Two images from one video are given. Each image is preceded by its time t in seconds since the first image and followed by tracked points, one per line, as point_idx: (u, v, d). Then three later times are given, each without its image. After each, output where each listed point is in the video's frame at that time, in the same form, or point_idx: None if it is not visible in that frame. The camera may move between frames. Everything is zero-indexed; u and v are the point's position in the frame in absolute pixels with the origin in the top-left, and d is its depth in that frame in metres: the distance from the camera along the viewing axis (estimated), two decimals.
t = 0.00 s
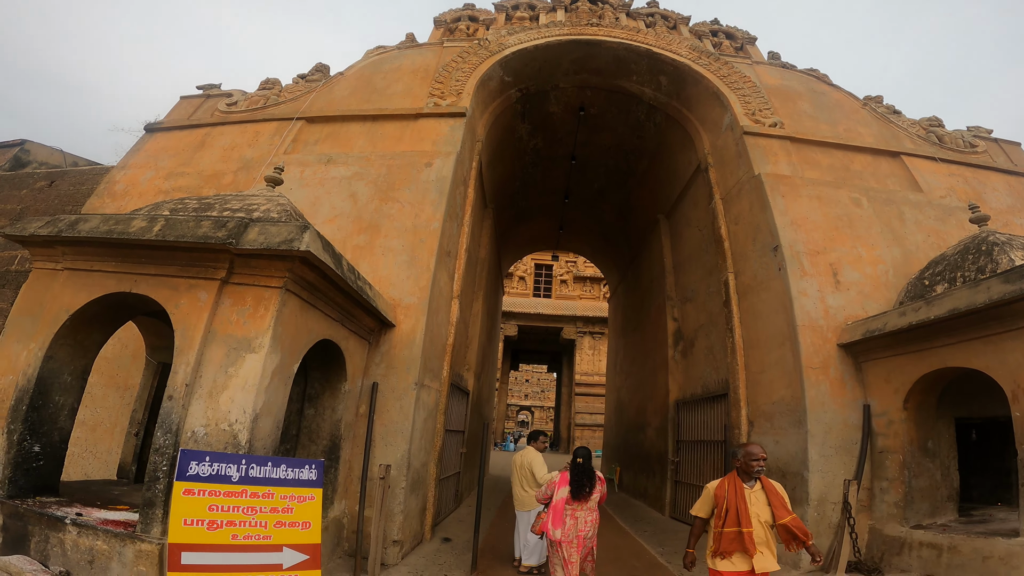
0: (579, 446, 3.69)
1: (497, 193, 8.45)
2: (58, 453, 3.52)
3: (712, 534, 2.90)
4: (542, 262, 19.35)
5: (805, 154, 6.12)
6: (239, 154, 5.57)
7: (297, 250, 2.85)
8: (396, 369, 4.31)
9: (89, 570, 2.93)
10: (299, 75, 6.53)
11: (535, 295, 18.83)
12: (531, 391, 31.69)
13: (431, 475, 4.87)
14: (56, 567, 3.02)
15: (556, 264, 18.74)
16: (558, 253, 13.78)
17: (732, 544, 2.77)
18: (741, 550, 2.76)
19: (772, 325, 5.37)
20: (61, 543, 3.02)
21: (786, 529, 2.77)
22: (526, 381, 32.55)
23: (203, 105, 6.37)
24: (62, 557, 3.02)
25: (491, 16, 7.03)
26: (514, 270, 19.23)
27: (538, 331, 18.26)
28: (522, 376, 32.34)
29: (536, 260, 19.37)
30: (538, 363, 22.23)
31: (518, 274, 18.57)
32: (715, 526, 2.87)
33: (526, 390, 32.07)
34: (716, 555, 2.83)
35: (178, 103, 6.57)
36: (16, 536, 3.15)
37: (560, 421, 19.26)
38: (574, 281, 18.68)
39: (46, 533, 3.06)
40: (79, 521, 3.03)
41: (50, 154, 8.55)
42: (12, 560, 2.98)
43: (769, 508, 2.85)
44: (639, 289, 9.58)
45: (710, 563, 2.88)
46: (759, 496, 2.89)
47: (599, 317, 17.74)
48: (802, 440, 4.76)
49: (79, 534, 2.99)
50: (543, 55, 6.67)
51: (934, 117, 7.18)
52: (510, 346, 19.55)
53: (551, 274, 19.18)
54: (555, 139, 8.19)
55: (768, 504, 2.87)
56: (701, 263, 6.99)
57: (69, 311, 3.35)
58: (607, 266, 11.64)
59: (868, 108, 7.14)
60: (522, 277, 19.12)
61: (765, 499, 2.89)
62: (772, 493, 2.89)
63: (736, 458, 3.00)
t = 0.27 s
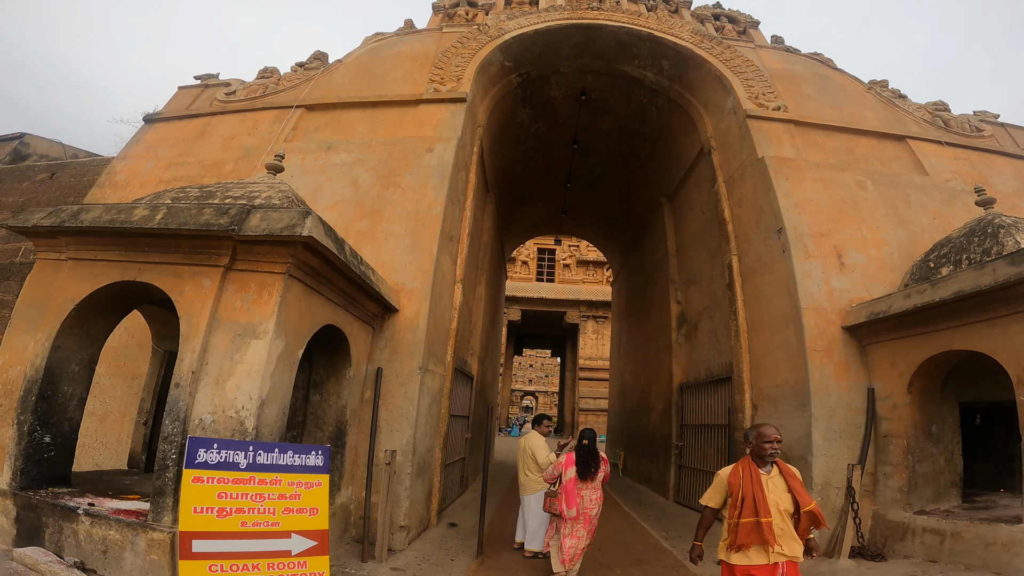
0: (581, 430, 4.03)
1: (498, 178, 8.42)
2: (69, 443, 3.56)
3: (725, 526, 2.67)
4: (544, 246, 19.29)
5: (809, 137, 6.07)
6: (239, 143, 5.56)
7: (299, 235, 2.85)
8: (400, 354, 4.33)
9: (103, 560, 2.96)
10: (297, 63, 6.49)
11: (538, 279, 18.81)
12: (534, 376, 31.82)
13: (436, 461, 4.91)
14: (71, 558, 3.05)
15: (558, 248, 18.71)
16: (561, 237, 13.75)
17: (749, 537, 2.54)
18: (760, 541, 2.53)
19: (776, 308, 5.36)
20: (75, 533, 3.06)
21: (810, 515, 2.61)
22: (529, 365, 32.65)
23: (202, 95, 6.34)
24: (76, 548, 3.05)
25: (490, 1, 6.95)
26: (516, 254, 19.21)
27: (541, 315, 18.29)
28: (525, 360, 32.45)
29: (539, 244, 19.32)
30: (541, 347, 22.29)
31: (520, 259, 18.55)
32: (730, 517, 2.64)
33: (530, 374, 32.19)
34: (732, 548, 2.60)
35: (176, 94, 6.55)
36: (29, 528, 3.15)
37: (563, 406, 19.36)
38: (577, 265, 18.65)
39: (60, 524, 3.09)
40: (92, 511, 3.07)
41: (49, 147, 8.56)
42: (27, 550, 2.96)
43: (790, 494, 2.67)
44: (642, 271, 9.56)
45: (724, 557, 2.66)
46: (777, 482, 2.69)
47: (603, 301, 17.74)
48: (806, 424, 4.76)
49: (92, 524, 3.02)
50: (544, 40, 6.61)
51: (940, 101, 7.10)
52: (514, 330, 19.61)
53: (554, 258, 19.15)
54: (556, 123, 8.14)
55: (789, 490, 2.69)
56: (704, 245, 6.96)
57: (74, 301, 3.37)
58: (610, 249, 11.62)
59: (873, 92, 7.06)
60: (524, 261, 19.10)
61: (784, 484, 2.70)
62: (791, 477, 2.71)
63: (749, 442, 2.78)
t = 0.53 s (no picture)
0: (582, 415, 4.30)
1: (498, 165, 8.38)
2: (77, 434, 3.59)
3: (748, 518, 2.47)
4: (546, 232, 19.21)
5: (812, 121, 6.02)
6: (238, 132, 5.54)
7: (300, 221, 2.84)
8: (403, 339, 4.33)
9: (114, 551, 2.99)
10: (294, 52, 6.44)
11: (540, 264, 18.77)
12: (538, 361, 31.90)
13: (440, 447, 4.93)
14: (82, 549, 3.07)
15: (560, 232, 18.64)
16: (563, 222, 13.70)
17: (777, 531, 2.34)
18: (788, 537, 2.34)
19: (779, 293, 5.34)
20: (86, 525, 3.08)
21: (837, 510, 2.44)
22: (533, 351, 32.68)
23: (199, 85, 6.31)
24: (87, 540, 3.07)
25: None
26: (517, 240, 19.16)
27: (543, 301, 18.29)
28: (529, 345, 32.48)
29: (540, 230, 19.25)
30: (544, 333, 22.32)
31: (522, 244, 18.51)
32: (754, 509, 2.43)
33: (533, 360, 32.25)
34: (754, 542, 2.41)
35: (173, 85, 6.52)
36: (41, 521, 3.18)
37: (567, 392, 19.43)
38: (579, 250, 18.60)
39: (71, 516, 3.11)
40: (102, 503, 3.09)
41: (47, 140, 8.55)
42: (40, 545, 2.98)
43: (820, 486, 2.49)
44: (644, 256, 9.54)
45: (742, 551, 2.49)
46: (807, 473, 2.50)
47: (605, 285, 17.71)
48: (810, 408, 4.75)
49: (102, 516, 3.05)
50: (543, 25, 6.54)
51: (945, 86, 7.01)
52: (517, 316, 19.62)
53: (556, 244, 19.10)
54: (557, 109, 8.08)
55: (818, 482, 2.51)
56: (707, 229, 6.93)
57: (76, 292, 3.37)
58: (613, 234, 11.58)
59: (877, 77, 6.98)
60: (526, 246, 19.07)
61: (814, 475, 2.52)
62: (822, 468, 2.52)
63: (779, 428, 2.57)
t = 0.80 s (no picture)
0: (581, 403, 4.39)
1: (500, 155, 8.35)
2: (84, 428, 3.61)
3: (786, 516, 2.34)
4: (548, 222, 19.16)
5: (815, 110, 5.98)
6: (238, 125, 5.53)
7: (302, 212, 2.85)
8: (406, 330, 4.34)
9: (123, 545, 3.01)
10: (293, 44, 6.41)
11: (542, 255, 18.75)
12: (541, 352, 31.94)
13: (444, 438, 4.94)
14: (92, 543, 3.09)
15: (562, 223, 18.60)
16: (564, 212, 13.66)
17: (821, 529, 2.21)
18: (833, 534, 2.21)
19: (782, 282, 5.33)
20: (95, 519, 3.10)
21: (885, 506, 2.33)
22: (535, 342, 32.72)
23: (198, 79, 6.30)
24: (97, 534, 3.10)
25: None
26: (519, 231, 19.12)
27: (545, 291, 18.29)
28: (531, 337, 32.53)
29: (542, 221, 19.20)
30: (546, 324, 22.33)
31: (523, 235, 18.48)
32: (794, 506, 2.30)
33: (535, 351, 32.30)
34: (795, 542, 2.27)
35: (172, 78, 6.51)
36: (50, 515, 3.21)
37: (570, 383, 19.47)
38: (581, 240, 18.57)
39: (80, 510, 3.14)
40: (110, 497, 3.11)
41: (47, 135, 8.57)
42: (50, 540, 3.00)
43: (866, 480, 2.36)
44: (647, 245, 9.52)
45: (780, 552, 2.34)
46: (853, 466, 2.37)
47: (607, 276, 17.69)
48: (813, 398, 4.75)
49: (111, 509, 3.07)
50: (544, 15, 6.49)
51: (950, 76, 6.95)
52: (519, 306, 19.64)
53: (558, 233, 19.06)
54: (558, 99, 8.05)
55: (864, 476, 2.38)
56: (709, 218, 6.91)
57: (80, 285, 3.38)
58: (615, 223, 11.56)
59: (880, 66, 6.92)
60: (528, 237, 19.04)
61: (859, 469, 2.39)
62: (867, 461, 2.40)
63: (821, 418, 2.44)
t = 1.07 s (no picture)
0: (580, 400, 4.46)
1: (500, 151, 8.33)
2: (85, 426, 3.61)
3: (813, 524, 2.18)
4: (548, 218, 19.14)
5: (816, 106, 5.96)
6: (238, 122, 5.53)
7: (302, 208, 2.85)
8: (407, 326, 4.34)
9: (126, 542, 3.02)
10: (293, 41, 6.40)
11: (542, 251, 18.75)
12: (541, 348, 31.94)
13: (445, 434, 4.95)
14: (94, 540, 3.10)
15: (562, 220, 18.59)
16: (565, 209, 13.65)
17: (850, 541, 2.04)
18: (865, 546, 2.04)
19: (783, 279, 5.33)
20: (98, 516, 3.11)
21: (932, 514, 2.10)
22: (535, 338, 32.71)
23: (198, 76, 6.29)
24: (99, 531, 3.10)
25: None
26: (519, 227, 19.11)
27: (545, 288, 18.29)
28: (531, 334, 32.56)
29: (542, 217, 19.20)
30: (547, 321, 22.33)
31: (524, 232, 18.48)
32: (822, 515, 2.13)
33: (535, 347, 32.31)
34: (822, 552, 2.12)
35: (171, 75, 6.50)
36: (53, 513, 3.21)
37: (570, 379, 19.49)
38: (582, 236, 18.56)
39: (83, 508, 3.15)
40: (113, 494, 3.12)
41: (46, 133, 8.58)
42: (53, 537, 3.00)
43: (906, 486, 2.15)
44: (647, 241, 9.51)
45: (806, 563, 2.20)
46: (890, 471, 2.17)
47: (608, 273, 17.69)
48: (813, 395, 4.75)
49: (113, 507, 3.08)
50: (544, 12, 6.48)
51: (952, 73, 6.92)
52: (520, 301, 19.62)
53: (558, 229, 19.04)
54: (558, 95, 8.03)
55: (904, 481, 2.17)
56: (710, 214, 6.90)
57: (81, 282, 3.38)
58: (615, 220, 11.55)
59: (882, 63, 6.90)
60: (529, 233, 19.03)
61: (899, 473, 2.18)
62: (907, 464, 2.17)
63: (854, 417, 2.23)
